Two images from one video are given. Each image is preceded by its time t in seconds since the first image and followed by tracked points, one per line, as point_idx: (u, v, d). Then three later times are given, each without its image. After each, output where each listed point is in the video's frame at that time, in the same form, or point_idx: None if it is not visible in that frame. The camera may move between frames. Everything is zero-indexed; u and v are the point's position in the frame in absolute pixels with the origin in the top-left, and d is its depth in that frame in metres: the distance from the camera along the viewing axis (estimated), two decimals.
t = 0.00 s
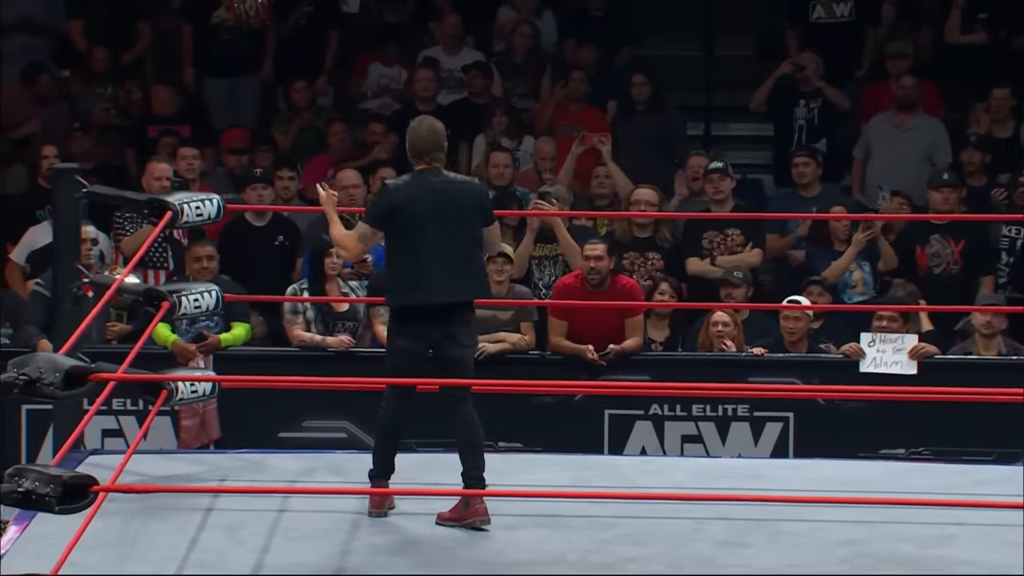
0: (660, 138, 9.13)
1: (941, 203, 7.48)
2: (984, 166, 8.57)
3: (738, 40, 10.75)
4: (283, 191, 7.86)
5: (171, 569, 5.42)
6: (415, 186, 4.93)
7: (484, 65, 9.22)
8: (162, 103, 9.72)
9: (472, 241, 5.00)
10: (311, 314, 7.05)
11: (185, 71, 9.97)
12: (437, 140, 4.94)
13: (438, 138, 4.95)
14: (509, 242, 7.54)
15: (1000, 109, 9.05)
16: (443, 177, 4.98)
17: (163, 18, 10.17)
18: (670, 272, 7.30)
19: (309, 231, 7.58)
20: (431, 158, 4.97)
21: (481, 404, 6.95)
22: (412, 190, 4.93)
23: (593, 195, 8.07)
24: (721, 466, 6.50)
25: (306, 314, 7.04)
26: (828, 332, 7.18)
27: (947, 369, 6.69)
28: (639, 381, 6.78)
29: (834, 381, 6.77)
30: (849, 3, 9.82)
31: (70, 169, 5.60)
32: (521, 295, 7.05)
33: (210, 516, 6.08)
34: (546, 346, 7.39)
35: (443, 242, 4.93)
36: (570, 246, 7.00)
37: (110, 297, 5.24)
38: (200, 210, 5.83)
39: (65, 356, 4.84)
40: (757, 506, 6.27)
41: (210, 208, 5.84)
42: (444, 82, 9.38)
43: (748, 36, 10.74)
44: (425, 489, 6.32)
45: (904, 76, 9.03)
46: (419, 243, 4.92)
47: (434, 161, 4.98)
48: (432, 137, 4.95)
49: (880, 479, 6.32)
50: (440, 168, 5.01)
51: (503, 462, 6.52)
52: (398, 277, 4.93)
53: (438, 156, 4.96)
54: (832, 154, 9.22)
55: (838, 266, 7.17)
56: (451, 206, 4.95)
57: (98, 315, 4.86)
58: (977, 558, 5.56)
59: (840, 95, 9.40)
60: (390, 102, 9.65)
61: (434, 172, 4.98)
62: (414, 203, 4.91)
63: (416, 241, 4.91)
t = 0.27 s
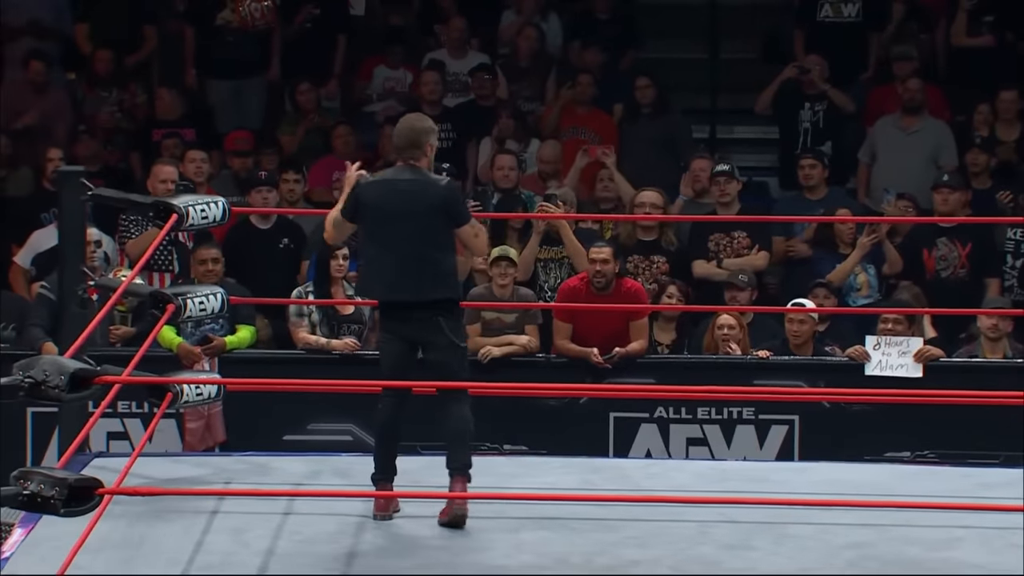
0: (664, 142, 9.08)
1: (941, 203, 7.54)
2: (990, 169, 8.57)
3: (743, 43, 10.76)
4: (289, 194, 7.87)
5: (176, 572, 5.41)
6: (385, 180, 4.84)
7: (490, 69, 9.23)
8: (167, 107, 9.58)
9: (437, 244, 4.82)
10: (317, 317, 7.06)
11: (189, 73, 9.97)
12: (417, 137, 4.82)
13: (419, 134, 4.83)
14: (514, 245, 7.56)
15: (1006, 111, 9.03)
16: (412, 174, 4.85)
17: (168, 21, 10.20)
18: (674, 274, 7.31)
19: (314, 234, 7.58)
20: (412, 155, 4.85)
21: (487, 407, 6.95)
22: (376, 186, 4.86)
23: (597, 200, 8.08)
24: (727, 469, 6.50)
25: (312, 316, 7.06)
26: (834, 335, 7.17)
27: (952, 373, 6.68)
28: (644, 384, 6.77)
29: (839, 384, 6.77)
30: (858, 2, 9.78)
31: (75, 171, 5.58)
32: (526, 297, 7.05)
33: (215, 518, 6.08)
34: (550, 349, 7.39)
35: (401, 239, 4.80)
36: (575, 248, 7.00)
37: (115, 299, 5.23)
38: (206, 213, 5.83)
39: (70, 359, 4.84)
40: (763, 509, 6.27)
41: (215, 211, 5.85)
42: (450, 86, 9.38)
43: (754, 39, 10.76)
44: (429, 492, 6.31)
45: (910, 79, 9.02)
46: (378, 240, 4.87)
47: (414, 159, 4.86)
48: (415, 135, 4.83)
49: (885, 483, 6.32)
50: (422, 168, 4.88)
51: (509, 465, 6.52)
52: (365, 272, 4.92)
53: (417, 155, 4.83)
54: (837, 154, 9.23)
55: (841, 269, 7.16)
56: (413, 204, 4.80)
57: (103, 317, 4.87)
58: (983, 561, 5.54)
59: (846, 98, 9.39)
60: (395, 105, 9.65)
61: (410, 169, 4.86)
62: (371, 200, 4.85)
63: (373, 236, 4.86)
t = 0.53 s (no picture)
0: (666, 142, 9.11)
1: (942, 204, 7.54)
2: (991, 169, 8.58)
3: (744, 44, 10.74)
4: (290, 195, 7.87)
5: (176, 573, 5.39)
6: (374, 179, 5.01)
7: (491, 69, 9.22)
8: (167, 107, 9.64)
9: (411, 246, 4.96)
10: (317, 317, 7.04)
11: (191, 76, 10.00)
12: (413, 139, 4.96)
13: (414, 135, 4.96)
14: (515, 246, 7.55)
15: (1008, 112, 9.02)
16: (401, 175, 4.98)
17: (166, 21, 10.20)
18: (676, 275, 7.29)
19: (315, 236, 7.62)
20: (405, 155, 4.98)
21: (487, 408, 6.93)
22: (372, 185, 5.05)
23: (597, 201, 8.05)
24: (728, 471, 6.49)
25: (313, 317, 7.04)
26: (835, 336, 7.17)
27: (953, 373, 6.68)
28: (645, 385, 6.77)
29: (840, 385, 6.76)
30: (862, 2, 9.78)
31: (77, 172, 5.56)
32: (526, 298, 7.05)
33: (215, 520, 6.06)
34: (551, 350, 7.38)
35: (376, 239, 4.98)
36: (576, 249, 7.00)
37: (116, 300, 5.27)
38: (205, 213, 5.83)
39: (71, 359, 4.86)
40: (765, 510, 6.26)
41: (215, 211, 5.85)
42: (451, 87, 9.37)
43: (754, 40, 10.76)
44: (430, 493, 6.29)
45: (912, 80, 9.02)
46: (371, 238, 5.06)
47: (408, 160, 4.99)
48: (410, 135, 4.97)
49: (887, 484, 6.31)
50: (415, 170, 4.99)
51: (509, 466, 6.51)
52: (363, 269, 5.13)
53: (409, 155, 4.96)
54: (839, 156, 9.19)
55: (842, 270, 7.14)
56: (389, 207, 4.95)
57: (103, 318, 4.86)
58: (984, 562, 5.53)
59: (847, 99, 9.42)
60: (396, 105, 9.64)
61: (401, 169, 4.99)
62: (364, 198, 5.04)
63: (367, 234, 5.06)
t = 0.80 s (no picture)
0: (665, 139, 9.03)
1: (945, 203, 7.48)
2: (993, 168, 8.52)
3: (744, 40, 10.68)
4: (286, 193, 7.82)
5: None
6: (385, 182, 5.06)
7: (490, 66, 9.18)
8: (159, 104, 9.57)
9: (409, 249, 4.97)
10: (314, 317, 6.97)
11: (186, 73, 9.94)
12: (423, 139, 4.96)
13: (425, 135, 4.96)
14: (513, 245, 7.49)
15: (1011, 109, 8.93)
16: (407, 178, 4.99)
17: (162, 18, 10.14)
18: (675, 274, 7.22)
19: (311, 234, 7.54)
20: (416, 157, 4.99)
21: (485, 408, 6.86)
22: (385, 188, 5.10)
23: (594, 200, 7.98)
24: (728, 471, 6.42)
25: (309, 317, 6.97)
26: (836, 336, 7.11)
27: (955, 373, 6.62)
28: (644, 385, 6.70)
29: (841, 385, 6.70)
30: None
31: (70, 170, 5.50)
32: (524, 297, 6.98)
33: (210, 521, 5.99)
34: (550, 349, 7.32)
35: (380, 239, 5.03)
36: (575, 248, 6.93)
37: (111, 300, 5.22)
38: (201, 212, 5.76)
39: (67, 357, 4.80)
40: (765, 511, 6.19)
41: (210, 210, 5.78)
42: (447, 84, 9.33)
43: (755, 37, 10.70)
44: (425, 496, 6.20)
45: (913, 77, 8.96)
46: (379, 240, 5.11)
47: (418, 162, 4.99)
48: (421, 137, 4.97)
49: (888, 485, 6.25)
50: (424, 173, 5.00)
51: (507, 467, 6.44)
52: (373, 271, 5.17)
53: (418, 156, 4.97)
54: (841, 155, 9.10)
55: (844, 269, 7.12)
56: (394, 209, 4.99)
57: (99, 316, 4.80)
58: (987, 564, 5.47)
59: (848, 97, 9.35)
60: (393, 103, 9.59)
61: (410, 171, 5.01)
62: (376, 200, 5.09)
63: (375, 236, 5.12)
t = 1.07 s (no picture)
0: (654, 137, 8.92)
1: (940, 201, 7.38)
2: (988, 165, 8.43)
3: (734, 37, 10.59)
4: (268, 191, 7.73)
5: None
6: (384, 183, 4.97)
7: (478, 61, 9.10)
8: (134, 102, 9.46)
9: (409, 253, 4.89)
10: (297, 318, 6.85)
11: (169, 70, 9.83)
12: (425, 141, 4.87)
13: (426, 137, 4.87)
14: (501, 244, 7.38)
15: (1007, 106, 8.79)
16: (407, 180, 4.90)
17: (141, 15, 10.03)
18: (665, 274, 7.11)
19: (294, 233, 7.43)
20: (417, 159, 4.90)
21: (472, 410, 6.75)
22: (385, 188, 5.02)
23: (582, 199, 7.86)
24: (719, 475, 6.31)
25: (292, 317, 6.85)
26: (828, 337, 7.00)
27: (949, 375, 6.52)
28: (634, 386, 6.60)
29: (833, 387, 6.59)
30: None
31: (47, 168, 5.38)
32: (511, 297, 6.87)
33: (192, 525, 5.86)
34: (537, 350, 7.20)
35: (379, 243, 4.95)
36: (563, 247, 6.82)
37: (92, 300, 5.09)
38: (181, 210, 5.62)
39: (44, 359, 4.68)
40: (757, 515, 6.07)
41: (191, 208, 5.64)
42: (434, 81, 9.27)
43: (745, 33, 10.60)
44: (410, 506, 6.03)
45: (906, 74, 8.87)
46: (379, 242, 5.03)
47: (419, 164, 4.91)
48: (422, 138, 4.88)
49: (882, 488, 6.15)
50: (425, 175, 4.91)
51: (494, 470, 6.33)
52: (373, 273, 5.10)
53: (420, 158, 4.88)
54: (832, 151, 9.14)
55: (836, 269, 7.04)
56: (393, 211, 4.91)
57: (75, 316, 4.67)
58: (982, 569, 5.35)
59: (840, 93, 9.24)
60: (378, 100, 9.48)
61: (411, 173, 4.92)
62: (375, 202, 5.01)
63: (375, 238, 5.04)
